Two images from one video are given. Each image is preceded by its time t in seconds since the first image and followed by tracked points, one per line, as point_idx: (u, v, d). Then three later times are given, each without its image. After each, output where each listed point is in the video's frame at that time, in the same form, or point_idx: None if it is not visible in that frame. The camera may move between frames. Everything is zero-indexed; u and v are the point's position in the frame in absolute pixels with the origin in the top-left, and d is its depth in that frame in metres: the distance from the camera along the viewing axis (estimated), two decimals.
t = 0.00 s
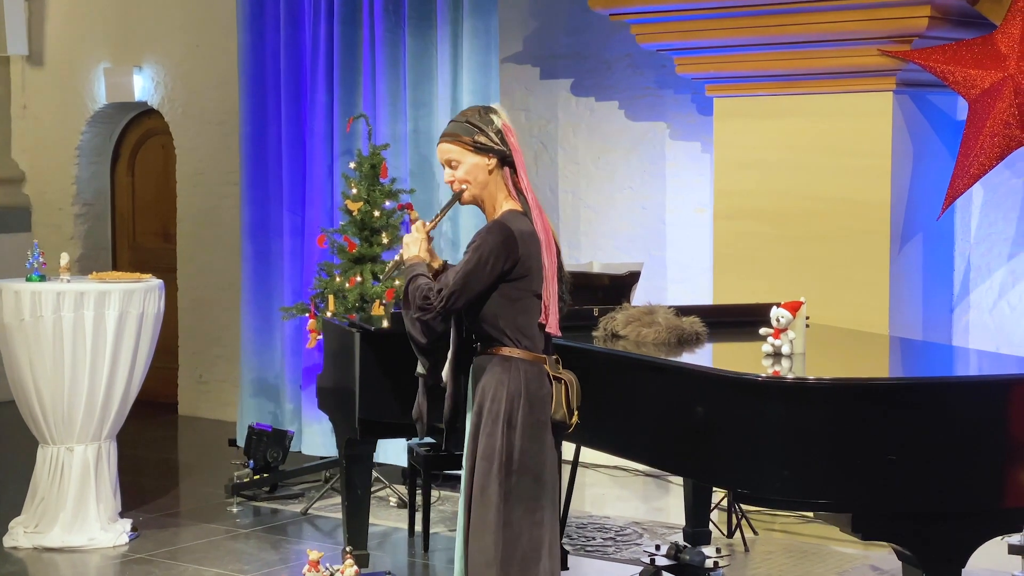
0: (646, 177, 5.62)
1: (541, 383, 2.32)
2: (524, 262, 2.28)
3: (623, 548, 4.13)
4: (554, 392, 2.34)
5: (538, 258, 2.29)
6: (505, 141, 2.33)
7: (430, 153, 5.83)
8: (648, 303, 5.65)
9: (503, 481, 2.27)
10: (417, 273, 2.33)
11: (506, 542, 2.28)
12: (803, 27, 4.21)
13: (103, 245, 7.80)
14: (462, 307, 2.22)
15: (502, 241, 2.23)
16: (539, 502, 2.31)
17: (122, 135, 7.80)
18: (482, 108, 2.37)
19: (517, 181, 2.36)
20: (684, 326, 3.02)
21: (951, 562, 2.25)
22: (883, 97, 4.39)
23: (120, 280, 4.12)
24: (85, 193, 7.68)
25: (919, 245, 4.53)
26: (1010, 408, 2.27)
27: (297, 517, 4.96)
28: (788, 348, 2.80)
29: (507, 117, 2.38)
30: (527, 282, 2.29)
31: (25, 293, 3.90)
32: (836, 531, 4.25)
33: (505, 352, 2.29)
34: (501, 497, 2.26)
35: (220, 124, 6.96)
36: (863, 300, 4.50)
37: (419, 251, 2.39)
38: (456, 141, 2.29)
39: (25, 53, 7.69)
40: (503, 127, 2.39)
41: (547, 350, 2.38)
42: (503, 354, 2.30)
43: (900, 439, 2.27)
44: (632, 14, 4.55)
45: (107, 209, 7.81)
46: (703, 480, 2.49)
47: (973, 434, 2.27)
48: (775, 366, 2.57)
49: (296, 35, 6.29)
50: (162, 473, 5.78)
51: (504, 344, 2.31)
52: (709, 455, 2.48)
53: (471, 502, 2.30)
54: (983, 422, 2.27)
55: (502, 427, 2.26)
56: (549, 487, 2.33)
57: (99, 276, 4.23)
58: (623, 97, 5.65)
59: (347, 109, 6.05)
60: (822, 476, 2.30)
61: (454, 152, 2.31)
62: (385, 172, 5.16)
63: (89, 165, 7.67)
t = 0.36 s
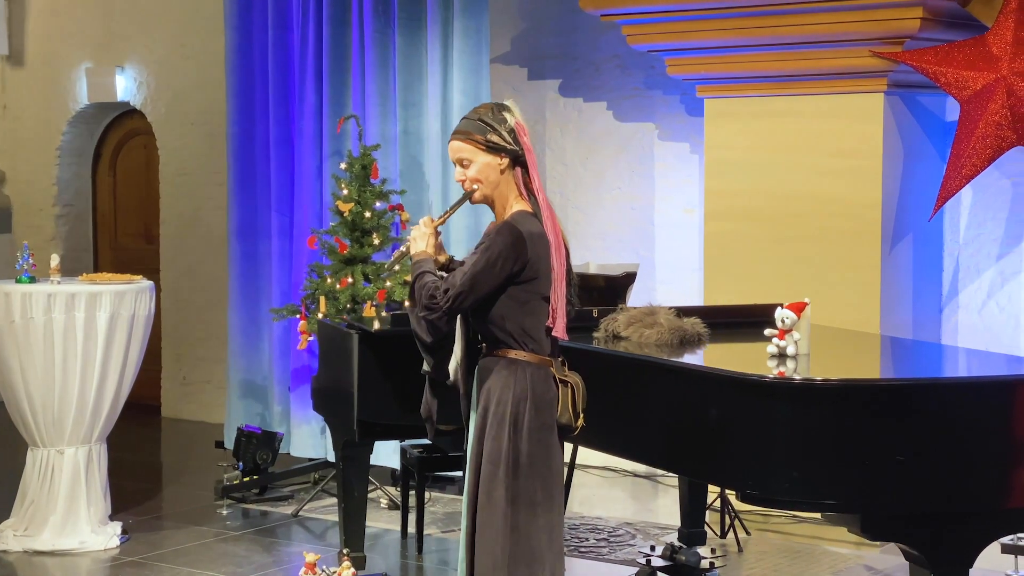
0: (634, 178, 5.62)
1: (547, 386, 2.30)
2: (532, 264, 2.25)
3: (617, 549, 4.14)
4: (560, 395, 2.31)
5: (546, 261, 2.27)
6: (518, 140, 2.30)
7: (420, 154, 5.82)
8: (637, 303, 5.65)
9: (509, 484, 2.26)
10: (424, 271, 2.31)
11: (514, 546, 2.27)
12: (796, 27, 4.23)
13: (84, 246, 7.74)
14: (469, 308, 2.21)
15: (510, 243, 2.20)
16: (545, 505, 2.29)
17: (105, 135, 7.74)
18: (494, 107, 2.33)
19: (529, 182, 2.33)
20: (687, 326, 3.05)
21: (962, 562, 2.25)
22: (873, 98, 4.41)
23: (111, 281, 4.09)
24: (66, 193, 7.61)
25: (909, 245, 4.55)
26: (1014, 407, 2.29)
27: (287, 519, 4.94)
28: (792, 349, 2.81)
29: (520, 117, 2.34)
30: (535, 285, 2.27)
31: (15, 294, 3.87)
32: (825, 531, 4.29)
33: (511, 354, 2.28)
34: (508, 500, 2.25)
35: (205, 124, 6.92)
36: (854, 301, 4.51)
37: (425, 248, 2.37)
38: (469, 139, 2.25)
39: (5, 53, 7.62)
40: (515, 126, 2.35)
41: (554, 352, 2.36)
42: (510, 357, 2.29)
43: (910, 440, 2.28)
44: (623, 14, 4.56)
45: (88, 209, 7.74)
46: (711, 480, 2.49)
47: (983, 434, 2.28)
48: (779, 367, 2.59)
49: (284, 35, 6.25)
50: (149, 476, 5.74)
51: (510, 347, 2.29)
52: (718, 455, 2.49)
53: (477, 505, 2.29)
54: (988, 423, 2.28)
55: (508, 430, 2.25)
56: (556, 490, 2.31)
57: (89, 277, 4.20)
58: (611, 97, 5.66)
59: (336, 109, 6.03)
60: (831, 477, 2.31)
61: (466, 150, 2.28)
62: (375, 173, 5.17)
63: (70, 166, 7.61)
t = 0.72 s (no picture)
0: (624, 178, 5.63)
1: (552, 388, 2.30)
2: (541, 266, 2.25)
3: (613, 549, 4.14)
4: (566, 397, 2.32)
5: (555, 264, 2.27)
6: (531, 139, 2.29)
7: (412, 153, 5.81)
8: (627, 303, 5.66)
9: (515, 486, 2.26)
10: (429, 267, 2.30)
11: (521, 548, 2.27)
12: (791, 28, 4.25)
13: (66, 246, 7.68)
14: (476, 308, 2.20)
15: (521, 245, 2.19)
16: (552, 507, 2.29)
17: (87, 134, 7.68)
18: (510, 104, 2.32)
19: (539, 182, 2.32)
20: (691, 326, 3.11)
21: (972, 563, 2.27)
22: (866, 98, 4.43)
23: (104, 282, 4.07)
24: (48, 193, 7.53)
25: (902, 245, 4.57)
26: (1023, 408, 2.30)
27: (279, 520, 4.91)
28: (800, 347, 2.83)
29: (535, 115, 2.33)
30: (543, 287, 2.27)
31: (7, 295, 3.82)
32: (819, 530, 4.33)
33: (516, 355, 2.28)
34: (514, 502, 2.25)
35: (191, 124, 6.88)
36: (846, 300, 4.53)
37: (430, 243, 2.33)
38: (481, 136, 2.24)
39: None
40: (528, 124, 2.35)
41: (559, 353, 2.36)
42: (514, 358, 2.28)
43: (923, 440, 2.29)
44: (617, 14, 4.56)
45: (70, 209, 7.68)
46: (721, 479, 2.50)
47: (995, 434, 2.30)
48: (787, 366, 2.61)
49: (274, 34, 6.22)
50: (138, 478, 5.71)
51: (516, 348, 2.29)
52: (728, 454, 2.49)
53: (483, 507, 2.29)
54: (997, 424, 2.30)
55: (513, 432, 2.25)
56: (562, 492, 2.31)
57: (81, 278, 4.17)
58: (601, 98, 5.66)
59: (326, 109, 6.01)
60: (844, 477, 2.32)
61: (477, 148, 2.26)
62: (368, 173, 5.15)
63: (52, 166, 7.54)
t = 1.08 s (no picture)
0: (617, 178, 5.64)
1: (562, 391, 2.30)
2: (554, 268, 2.26)
3: (611, 548, 4.14)
4: (576, 400, 2.33)
5: (568, 266, 2.28)
6: (544, 140, 2.31)
7: (407, 153, 5.80)
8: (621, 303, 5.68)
9: (524, 488, 2.27)
10: (442, 266, 2.32)
11: (531, 550, 2.28)
12: (788, 28, 4.27)
13: (51, 246, 7.63)
14: (487, 310, 2.21)
15: (533, 246, 2.21)
16: (562, 510, 2.29)
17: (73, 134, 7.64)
18: (521, 104, 2.34)
19: (553, 182, 2.34)
20: (700, 325, 3.14)
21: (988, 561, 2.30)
22: (862, 98, 4.45)
23: (101, 282, 4.05)
24: (34, 193, 7.49)
25: (897, 244, 4.60)
26: None
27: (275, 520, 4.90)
28: (812, 346, 2.87)
29: (548, 114, 2.35)
30: (555, 289, 2.27)
31: (4, 295, 3.81)
32: (815, 529, 4.35)
33: (524, 356, 2.29)
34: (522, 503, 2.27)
35: (179, 124, 6.85)
36: (842, 299, 4.55)
37: (443, 243, 2.34)
38: (495, 137, 2.26)
39: None
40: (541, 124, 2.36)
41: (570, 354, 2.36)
42: (523, 359, 2.29)
43: (940, 437, 2.32)
44: (613, 13, 4.57)
45: (57, 209, 7.64)
46: (736, 480, 2.51)
47: (1009, 431, 2.33)
48: (801, 364, 2.63)
49: (267, 33, 6.19)
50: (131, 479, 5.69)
51: (525, 350, 2.30)
52: (742, 453, 2.50)
53: (493, 508, 2.30)
54: (1011, 421, 2.33)
55: (519, 434, 2.26)
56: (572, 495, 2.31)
57: (78, 278, 4.16)
58: (593, 98, 5.67)
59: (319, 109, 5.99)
60: (862, 475, 2.33)
61: (490, 149, 2.28)
62: (364, 173, 5.15)
63: (37, 165, 7.50)
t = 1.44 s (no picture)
0: (611, 178, 5.65)
1: (570, 392, 2.33)
2: (560, 269, 2.29)
3: (609, 548, 4.15)
4: (584, 402, 2.34)
5: (574, 268, 2.30)
6: (553, 141, 2.32)
7: (402, 153, 5.80)
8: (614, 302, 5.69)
9: (532, 490, 2.30)
10: (454, 265, 2.35)
11: (539, 551, 2.30)
12: (784, 28, 4.29)
13: (40, 246, 7.59)
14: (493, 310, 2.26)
15: (536, 248, 2.23)
16: (571, 512, 2.31)
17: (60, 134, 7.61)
18: (533, 103, 2.35)
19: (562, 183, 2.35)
20: (705, 325, 3.18)
21: (998, 559, 2.31)
22: (857, 98, 4.47)
23: (98, 282, 4.04)
24: (21, 193, 7.46)
25: (892, 243, 4.62)
26: None
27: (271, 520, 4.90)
28: (820, 345, 2.91)
29: (559, 115, 2.36)
30: (561, 292, 2.30)
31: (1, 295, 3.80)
32: (809, 527, 4.38)
33: (533, 357, 2.32)
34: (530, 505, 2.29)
35: (169, 124, 6.82)
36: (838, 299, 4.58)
37: (457, 240, 2.39)
38: (503, 137, 2.28)
39: None
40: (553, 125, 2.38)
41: (579, 356, 2.37)
42: (531, 360, 2.33)
43: (951, 436, 2.34)
44: (609, 13, 4.58)
45: (45, 209, 7.60)
46: (747, 477, 2.54)
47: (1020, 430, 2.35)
48: (809, 363, 2.67)
49: (261, 33, 6.17)
50: (126, 479, 5.68)
51: (534, 351, 2.33)
52: (754, 451, 2.54)
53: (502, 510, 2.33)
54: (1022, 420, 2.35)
55: (526, 437, 2.29)
56: (580, 497, 2.33)
57: (75, 278, 4.16)
58: (587, 98, 5.68)
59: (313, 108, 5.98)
60: (873, 473, 2.36)
61: (499, 148, 2.30)
62: (359, 173, 5.15)
63: (24, 165, 7.46)
